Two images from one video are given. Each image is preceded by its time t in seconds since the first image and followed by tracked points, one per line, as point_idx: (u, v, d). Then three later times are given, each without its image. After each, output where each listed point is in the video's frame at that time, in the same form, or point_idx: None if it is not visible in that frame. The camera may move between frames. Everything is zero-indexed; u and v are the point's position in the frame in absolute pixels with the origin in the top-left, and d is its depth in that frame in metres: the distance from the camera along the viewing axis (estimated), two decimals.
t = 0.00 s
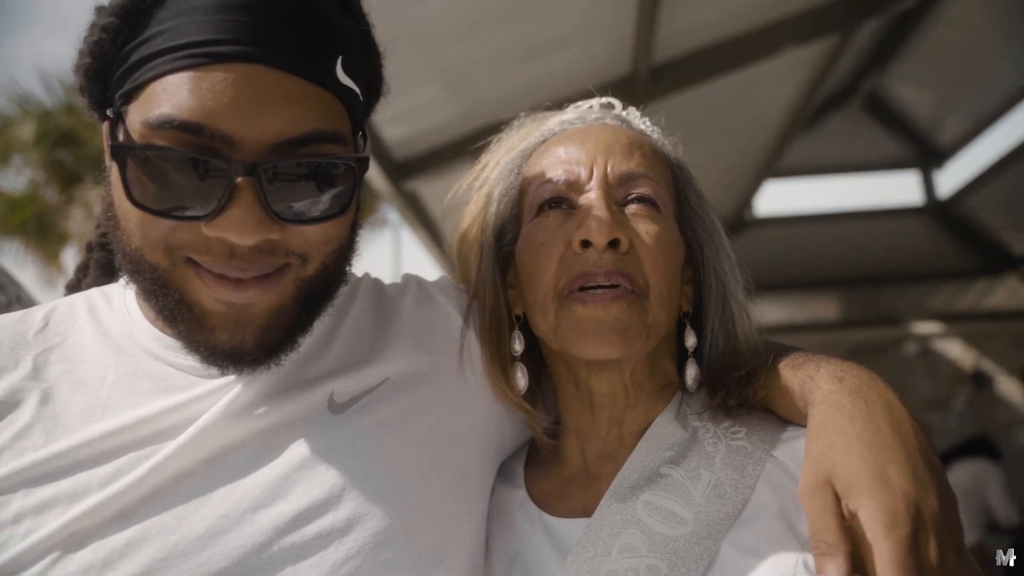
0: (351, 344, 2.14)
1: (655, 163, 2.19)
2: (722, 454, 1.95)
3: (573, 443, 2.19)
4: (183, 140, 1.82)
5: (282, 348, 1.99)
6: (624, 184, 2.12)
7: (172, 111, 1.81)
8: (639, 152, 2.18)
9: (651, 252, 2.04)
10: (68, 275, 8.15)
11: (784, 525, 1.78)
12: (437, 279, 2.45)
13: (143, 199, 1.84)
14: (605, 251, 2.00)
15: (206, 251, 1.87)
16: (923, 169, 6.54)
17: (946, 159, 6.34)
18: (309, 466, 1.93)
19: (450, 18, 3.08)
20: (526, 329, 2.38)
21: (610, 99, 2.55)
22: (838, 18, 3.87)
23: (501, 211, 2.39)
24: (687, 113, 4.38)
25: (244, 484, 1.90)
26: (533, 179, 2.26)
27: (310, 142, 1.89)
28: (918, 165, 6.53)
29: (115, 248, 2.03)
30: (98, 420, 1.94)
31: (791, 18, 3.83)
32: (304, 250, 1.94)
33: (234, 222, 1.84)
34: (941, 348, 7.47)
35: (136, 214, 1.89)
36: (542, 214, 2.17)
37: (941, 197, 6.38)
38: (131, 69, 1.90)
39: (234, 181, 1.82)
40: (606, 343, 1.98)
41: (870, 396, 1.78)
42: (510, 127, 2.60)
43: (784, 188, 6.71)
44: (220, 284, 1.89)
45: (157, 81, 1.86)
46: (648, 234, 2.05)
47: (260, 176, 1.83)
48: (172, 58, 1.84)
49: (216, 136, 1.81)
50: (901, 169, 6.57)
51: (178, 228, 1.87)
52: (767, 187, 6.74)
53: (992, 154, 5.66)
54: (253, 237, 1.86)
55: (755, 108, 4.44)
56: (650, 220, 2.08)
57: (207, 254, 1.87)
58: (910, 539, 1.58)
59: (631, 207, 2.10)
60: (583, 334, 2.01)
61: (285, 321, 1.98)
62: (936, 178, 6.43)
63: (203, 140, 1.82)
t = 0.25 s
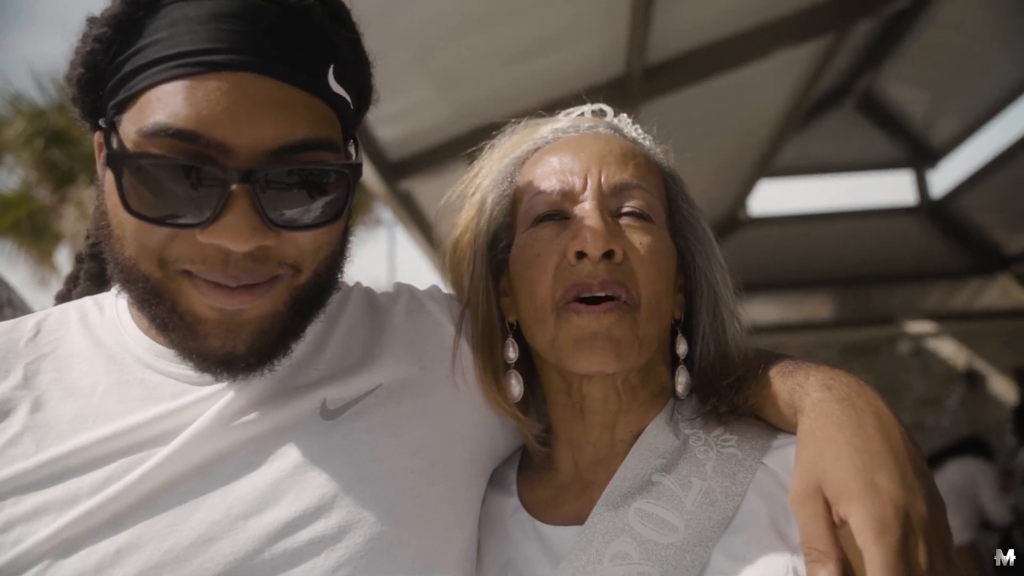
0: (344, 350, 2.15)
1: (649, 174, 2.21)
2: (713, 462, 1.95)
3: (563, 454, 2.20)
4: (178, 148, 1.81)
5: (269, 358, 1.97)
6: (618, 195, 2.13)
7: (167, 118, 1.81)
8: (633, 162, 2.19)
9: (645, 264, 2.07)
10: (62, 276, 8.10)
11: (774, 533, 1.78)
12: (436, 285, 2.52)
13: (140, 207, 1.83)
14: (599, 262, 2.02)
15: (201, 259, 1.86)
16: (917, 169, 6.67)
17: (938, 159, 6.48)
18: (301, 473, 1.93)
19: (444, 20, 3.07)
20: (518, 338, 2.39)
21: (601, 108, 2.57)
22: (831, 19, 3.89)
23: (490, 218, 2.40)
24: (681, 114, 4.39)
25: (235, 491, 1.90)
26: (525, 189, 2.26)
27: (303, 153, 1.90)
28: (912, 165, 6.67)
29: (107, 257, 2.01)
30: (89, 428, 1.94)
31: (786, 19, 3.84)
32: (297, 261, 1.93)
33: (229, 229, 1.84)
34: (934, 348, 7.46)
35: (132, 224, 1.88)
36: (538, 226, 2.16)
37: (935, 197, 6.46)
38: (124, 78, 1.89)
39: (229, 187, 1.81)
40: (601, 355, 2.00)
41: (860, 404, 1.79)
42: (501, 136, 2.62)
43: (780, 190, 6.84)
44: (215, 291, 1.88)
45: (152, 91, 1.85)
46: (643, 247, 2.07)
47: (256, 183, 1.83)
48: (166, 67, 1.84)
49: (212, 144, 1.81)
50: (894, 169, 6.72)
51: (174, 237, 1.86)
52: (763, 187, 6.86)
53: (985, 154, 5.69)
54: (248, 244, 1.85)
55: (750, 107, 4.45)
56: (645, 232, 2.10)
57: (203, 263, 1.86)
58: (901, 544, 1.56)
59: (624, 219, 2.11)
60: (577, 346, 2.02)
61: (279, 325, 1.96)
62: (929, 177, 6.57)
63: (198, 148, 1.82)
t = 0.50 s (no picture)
0: (345, 351, 2.20)
1: (637, 177, 2.24)
2: (706, 461, 2.00)
3: (558, 453, 2.25)
4: (187, 154, 1.85)
5: (279, 354, 2.02)
6: (607, 198, 2.17)
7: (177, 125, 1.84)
8: (621, 165, 2.23)
9: (632, 267, 2.10)
10: (67, 273, 8.15)
11: (765, 531, 1.83)
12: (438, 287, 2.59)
13: (151, 213, 1.87)
14: (584, 263, 2.04)
15: (208, 261, 1.90)
16: (910, 165, 6.96)
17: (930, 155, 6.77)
18: (304, 472, 1.97)
19: (444, 22, 3.10)
20: (514, 338, 2.44)
21: (596, 112, 2.61)
22: (827, 17, 3.93)
23: (484, 221, 2.44)
24: (679, 112, 4.43)
25: (239, 491, 1.95)
26: (519, 193, 2.30)
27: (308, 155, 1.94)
28: (905, 162, 6.95)
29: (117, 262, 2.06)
30: (96, 428, 1.98)
31: (784, 17, 3.87)
32: (302, 265, 1.98)
33: (239, 231, 1.87)
34: (926, 342, 8.22)
35: (141, 228, 1.92)
36: (526, 230, 2.21)
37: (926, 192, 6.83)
38: (132, 85, 1.93)
39: (239, 191, 1.85)
40: (589, 356, 2.04)
41: (850, 404, 1.82)
42: (497, 141, 2.66)
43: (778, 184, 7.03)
44: (223, 291, 1.92)
45: (160, 97, 1.89)
46: (629, 248, 2.10)
47: (263, 188, 1.87)
48: (172, 75, 1.87)
49: (218, 149, 1.85)
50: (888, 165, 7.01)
51: (181, 241, 1.90)
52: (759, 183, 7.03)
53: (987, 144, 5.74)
54: (255, 246, 1.89)
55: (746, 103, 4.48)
56: (632, 234, 2.13)
57: (210, 264, 1.90)
58: (889, 542, 1.58)
59: (612, 223, 2.15)
60: (565, 346, 2.06)
61: (283, 323, 2.00)
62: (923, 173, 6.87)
63: (206, 154, 1.85)
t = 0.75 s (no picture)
0: (353, 345, 2.26)
1: (644, 175, 2.29)
2: (704, 454, 2.06)
3: (561, 445, 2.32)
4: (204, 153, 1.90)
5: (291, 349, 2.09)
6: (614, 195, 2.22)
7: (193, 126, 1.89)
8: (629, 163, 2.28)
9: (642, 263, 2.16)
10: (79, 267, 8.29)
11: (761, 522, 1.89)
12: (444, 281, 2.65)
13: (167, 211, 1.92)
14: (594, 259, 2.10)
15: (223, 258, 1.95)
16: (905, 159, 7.22)
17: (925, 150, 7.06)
18: (313, 466, 2.03)
19: (448, 21, 3.14)
20: (517, 330, 2.49)
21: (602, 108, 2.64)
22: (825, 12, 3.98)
23: (490, 216, 2.49)
24: (679, 106, 4.47)
25: (249, 485, 2.00)
26: (525, 188, 2.35)
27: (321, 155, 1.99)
28: (900, 157, 7.22)
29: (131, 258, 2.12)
30: (110, 421, 2.05)
31: (783, 12, 3.92)
32: (313, 261, 2.03)
33: (252, 228, 1.92)
34: (921, 332, 8.55)
35: (156, 226, 1.97)
36: (534, 225, 2.26)
37: (920, 186, 7.09)
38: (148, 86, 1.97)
39: (252, 189, 1.90)
40: (595, 351, 2.10)
41: (847, 400, 1.87)
42: (504, 136, 2.69)
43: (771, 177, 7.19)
44: (236, 288, 1.98)
45: (174, 98, 1.94)
46: (638, 244, 2.16)
47: (276, 187, 1.92)
48: (188, 76, 1.92)
49: (233, 149, 1.89)
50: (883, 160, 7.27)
51: (196, 238, 1.95)
52: (755, 177, 7.17)
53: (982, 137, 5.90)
54: (269, 244, 1.94)
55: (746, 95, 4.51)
56: (640, 231, 2.19)
57: (224, 260, 1.96)
58: (883, 537, 1.64)
59: (620, 219, 2.20)
60: (570, 341, 2.12)
61: (294, 321, 2.06)
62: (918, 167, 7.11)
63: (221, 154, 1.90)
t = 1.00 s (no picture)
0: (357, 334, 2.26)
1: (646, 167, 2.26)
2: (707, 450, 2.07)
3: (562, 439, 2.32)
4: (211, 136, 1.90)
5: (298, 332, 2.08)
6: (614, 188, 2.19)
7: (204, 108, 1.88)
8: (630, 155, 2.24)
9: (642, 258, 2.17)
10: (84, 246, 8.31)
11: (762, 519, 1.89)
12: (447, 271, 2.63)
13: (175, 191, 1.91)
14: (591, 255, 2.12)
15: (229, 240, 1.95)
16: (913, 153, 7.36)
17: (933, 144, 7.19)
18: (316, 454, 2.04)
19: (458, 7, 3.11)
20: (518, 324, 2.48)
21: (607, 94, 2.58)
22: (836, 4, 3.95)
23: (493, 207, 2.49)
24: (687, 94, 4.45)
25: (252, 472, 2.01)
26: (526, 179, 2.33)
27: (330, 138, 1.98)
28: (908, 150, 7.36)
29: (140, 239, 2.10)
30: (114, 408, 2.05)
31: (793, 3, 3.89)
32: (321, 244, 2.02)
33: (260, 212, 1.92)
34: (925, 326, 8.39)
35: (164, 208, 1.97)
36: (533, 219, 2.24)
37: (929, 180, 7.19)
38: (157, 69, 1.97)
39: (261, 173, 1.90)
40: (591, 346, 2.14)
41: (851, 399, 1.87)
42: (505, 126, 2.66)
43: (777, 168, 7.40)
44: (246, 272, 1.98)
45: (185, 81, 1.93)
46: (638, 240, 2.16)
47: (286, 171, 1.91)
48: (198, 58, 1.91)
49: (243, 133, 1.89)
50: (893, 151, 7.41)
51: (205, 219, 1.95)
52: (763, 167, 7.39)
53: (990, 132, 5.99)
54: (278, 228, 1.94)
55: (752, 85, 4.48)
56: (640, 226, 2.18)
57: (230, 242, 1.95)
58: (883, 540, 1.63)
59: (619, 214, 2.18)
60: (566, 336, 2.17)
61: (303, 300, 2.05)
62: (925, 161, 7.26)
63: (231, 137, 1.90)
